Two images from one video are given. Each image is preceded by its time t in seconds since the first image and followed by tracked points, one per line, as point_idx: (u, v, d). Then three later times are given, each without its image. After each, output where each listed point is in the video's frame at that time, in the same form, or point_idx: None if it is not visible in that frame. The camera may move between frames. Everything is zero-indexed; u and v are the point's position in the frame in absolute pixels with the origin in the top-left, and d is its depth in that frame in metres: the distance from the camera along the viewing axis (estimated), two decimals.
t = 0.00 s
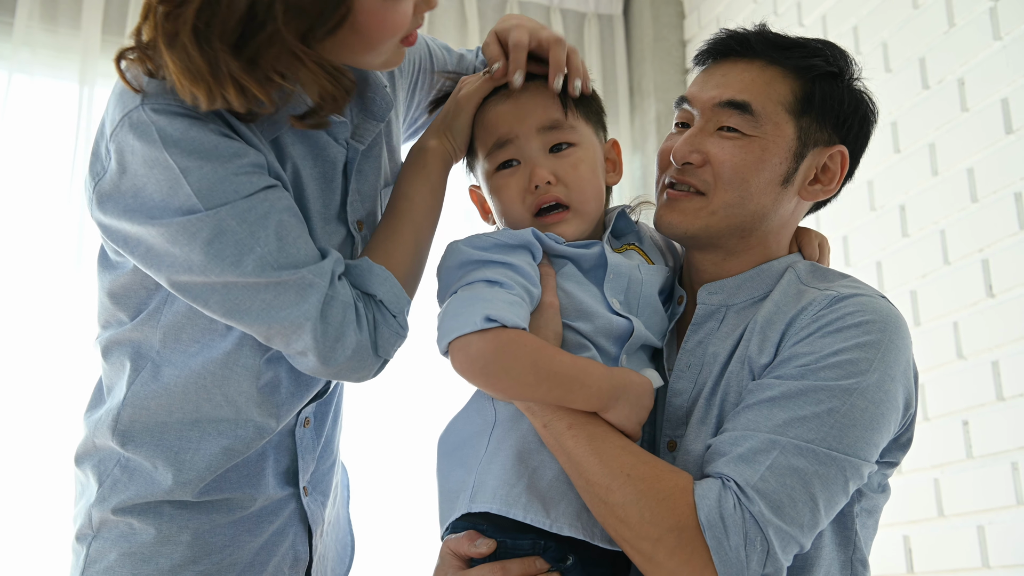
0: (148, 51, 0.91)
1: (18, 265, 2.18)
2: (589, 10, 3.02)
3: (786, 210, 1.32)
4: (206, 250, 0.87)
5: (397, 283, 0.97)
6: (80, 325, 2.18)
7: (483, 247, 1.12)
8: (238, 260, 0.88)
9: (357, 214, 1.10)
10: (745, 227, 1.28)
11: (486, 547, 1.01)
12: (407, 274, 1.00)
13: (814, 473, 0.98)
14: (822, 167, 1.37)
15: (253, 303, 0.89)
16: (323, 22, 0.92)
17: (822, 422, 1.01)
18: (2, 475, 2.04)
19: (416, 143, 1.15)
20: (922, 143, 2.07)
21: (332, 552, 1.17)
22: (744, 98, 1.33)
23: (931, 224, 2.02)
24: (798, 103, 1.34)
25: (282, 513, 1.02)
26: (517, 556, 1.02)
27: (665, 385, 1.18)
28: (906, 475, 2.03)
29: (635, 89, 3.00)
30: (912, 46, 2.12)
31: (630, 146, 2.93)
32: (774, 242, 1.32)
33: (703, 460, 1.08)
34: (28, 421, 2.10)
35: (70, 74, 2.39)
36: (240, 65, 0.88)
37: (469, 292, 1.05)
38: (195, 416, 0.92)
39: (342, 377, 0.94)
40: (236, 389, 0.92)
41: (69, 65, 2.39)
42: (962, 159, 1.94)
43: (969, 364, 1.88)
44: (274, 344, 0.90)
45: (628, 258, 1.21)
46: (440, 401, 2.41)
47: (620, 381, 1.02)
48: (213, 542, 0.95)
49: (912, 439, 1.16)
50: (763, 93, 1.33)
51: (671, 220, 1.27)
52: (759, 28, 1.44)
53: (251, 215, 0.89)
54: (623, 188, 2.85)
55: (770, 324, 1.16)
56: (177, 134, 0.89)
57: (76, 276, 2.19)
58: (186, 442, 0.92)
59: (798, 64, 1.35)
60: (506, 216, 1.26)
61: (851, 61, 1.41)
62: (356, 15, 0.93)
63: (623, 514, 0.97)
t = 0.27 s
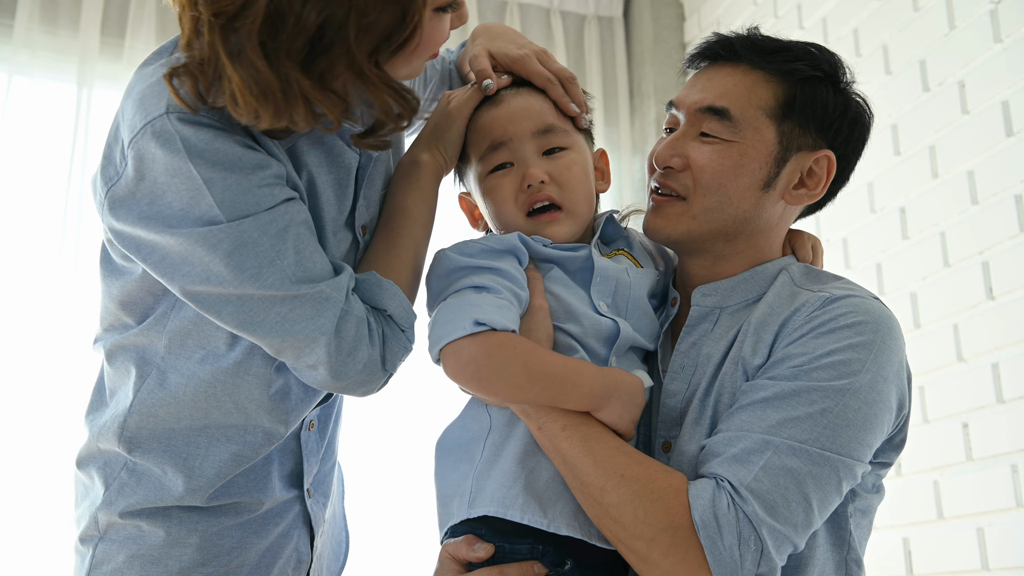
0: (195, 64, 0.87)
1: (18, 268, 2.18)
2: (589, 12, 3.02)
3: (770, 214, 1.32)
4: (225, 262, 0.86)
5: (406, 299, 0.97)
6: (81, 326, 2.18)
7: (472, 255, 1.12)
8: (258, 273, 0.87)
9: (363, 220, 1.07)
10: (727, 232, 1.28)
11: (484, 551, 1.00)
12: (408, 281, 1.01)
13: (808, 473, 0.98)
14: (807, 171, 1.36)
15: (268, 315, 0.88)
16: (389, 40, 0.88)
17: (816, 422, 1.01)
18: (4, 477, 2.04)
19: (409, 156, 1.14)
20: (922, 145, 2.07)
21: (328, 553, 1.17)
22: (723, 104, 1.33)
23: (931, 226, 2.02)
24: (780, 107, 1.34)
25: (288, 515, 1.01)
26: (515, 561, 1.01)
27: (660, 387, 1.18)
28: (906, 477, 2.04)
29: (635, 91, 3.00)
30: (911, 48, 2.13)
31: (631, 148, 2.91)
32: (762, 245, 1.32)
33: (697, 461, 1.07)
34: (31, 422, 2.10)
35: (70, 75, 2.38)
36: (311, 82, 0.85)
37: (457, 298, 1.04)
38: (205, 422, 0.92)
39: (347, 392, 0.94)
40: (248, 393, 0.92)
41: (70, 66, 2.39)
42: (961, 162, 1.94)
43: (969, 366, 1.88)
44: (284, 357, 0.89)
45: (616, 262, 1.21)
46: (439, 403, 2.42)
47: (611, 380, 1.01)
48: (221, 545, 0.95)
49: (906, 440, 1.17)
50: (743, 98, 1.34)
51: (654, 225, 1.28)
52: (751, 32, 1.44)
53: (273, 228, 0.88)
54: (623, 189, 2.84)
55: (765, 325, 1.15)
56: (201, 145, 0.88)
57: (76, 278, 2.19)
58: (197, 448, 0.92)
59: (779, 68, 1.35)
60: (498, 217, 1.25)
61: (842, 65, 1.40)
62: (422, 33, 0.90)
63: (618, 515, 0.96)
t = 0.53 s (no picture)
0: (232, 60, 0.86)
1: (18, 268, 2.19)
2: (589, 13, 3.02)
3: (762, 212, 1.32)
4: (240, 258, 0.84)
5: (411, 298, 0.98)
6: (80, 327, 2.18)
7: (464, 258, 1.11)
8: (272, 270, 0.86)
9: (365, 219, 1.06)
10: (720, 231, 1.28)
11: (487, 556, 0.99)
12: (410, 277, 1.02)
13: (806, 471, 0.98)
14: (797, 167, 1.36)
15: (280, 312, 0.86)
16: (430, 34, 0.89)
17: (813, 421, 1.01)
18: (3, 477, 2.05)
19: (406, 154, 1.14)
20: (923, 146, 2.07)
21: (317, 555, 1.17)
22: (710, 104, 1.34)
23: (931, 227, 2.01)
24: (767, 105, 1.35)
25: (281, 518, 1.02)
26: (518, 565, 1.00)
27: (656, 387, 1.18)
28: (906, 478, 2.04)
29: (635, 92, 3.00)
30: (912, 49, 2.13)
31: (631, 149, 2.91)
32: (755, 243, 1.32)
33: (695, 462, 1.07)
34: (29, 423, 2.10)
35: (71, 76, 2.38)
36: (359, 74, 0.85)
37: (450, 303, 1.03)
38: (203, 425, 0.92)
39: (350, 392, 0.94)
40: (242, 396, 0.92)
41: (71, 67, 2.39)
42: (962, 163, 1.94)
43: (969, 367, 1.88)
44: (291, 357, 0.88)
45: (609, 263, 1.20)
46: (439, 404, 2.42)
47: (607, 381, 1.01)
48: (217, 548, 0.95)
49: (903, 438, 1.17)
50: (730, 98, 1.34)
51: (645, 224, 1.28)
52: (736, 31, 1.45)
53: (287, 225, 0.87)
54: (623, 190, 2.84)
55: (760, 324, 1.15)
56: (220, 139, 0.86)
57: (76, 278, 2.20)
58: (193, 451, 0.92)
59: (764, 65, 1.36)
60: (499, 215, 1.24)
61: (828, 61, 1.41)
62: (459, 28, 0.92)
63: (616, 516, 0.96)
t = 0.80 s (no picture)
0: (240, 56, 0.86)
1: (18, 269, 2.18)
2: (589, 13, 3.03)
3: (761, 213, 1.32)
4: (241, 252, 0.84)
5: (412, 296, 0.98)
6: (80, 327, 2.18)
7: (464, 259, 1.11)
8: (274, 265, 0.85)
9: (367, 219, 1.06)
10: (718, 231, 1.28)
11: (486, 562, 0.99)
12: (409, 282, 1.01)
13: (806, 475, 0.98)
14: (797, 169, 1.36)
15: (281, 307, 0.86)
16: (438, 29, 0.90)
17: (813, 425, 1.01)
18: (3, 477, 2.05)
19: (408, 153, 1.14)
20: (923, 147, 2.07)
21: (317, 558, 1.17)
22: (712, 103, 1.34)
23: (932, 228, 2.02)
24: (768, 106, 1.35)
25: (279, 519, 1.02)
26: (516, 570, 1.00)
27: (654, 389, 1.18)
28: (906, 479, 2.04)
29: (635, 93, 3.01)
30: (912, 50, 2.13)
31: (631, 149, 2.91)
32: (753, 244, 1.32)
33: (694, 465, 1.07)
34: (28, 423, 2.10)
35: (70, 76, 2.38)
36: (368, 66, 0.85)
37: (450, 307, 1.03)
38: (201, 424, 0.91)
39: (350, 391, 0.93)
40: (242, 397, 0.92)
41: (70, 67, 2.39)
42: (962, 164, 1.94)
43: (969, 368, 1.88)
44: (290, 353, 0.88)
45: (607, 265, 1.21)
46: (438, 404, 2.42)
47: (606, 384, 1.02)
48: (215, 549, 0.95)
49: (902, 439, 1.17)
50: (732, 97, 1.34)
51: (644, 223, 1.28)
52: (739, 31, 1.45)
53: (289, 220, 0.87)
54: (623, 190, 2.84)
55: (759, 327, 1.15)
56: (224, 134, 0.85)
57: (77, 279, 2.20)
58: (190, 451, 0.91)
59: (767, 66, 1.36)
60: (499, 214, 1.24)
61: (831, 63, 1.41)
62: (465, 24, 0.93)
63: (617, 521, 0.96)
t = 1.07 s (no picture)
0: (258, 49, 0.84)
1: (19, 269, 2.18)
2: (590, 13, 3.02)
3: (761, 213, 1.32)
4: (250, 249, 0.83)
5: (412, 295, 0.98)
6: (82, 327, 2.18)
7: (458, 258, 1.10)
8: (283, 261, 0.84)
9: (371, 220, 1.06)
10: (717, 229, 1.28)
11: (491, 567, 0.98)
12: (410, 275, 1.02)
13: (806, 473, 0.98)
14: (798, 172, 1.36)
15: (288, 302, 0.85)
16: (454, 24, 0.88)
17: (812, 422, 1.01)
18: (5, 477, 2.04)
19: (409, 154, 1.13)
20: (923, 147, 2.07)
21: (327, 553, 1.17)
22: (718, 101, 1.34)
23: (932, 228, 2.02)
24: (773, 107, 1.35)
25: (284, 519, 1.02)
26: None
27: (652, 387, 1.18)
28: (907, 479, 2.04)
29: (635, 93, 3.01)
30: (912, 50, 2.13)
31: (631, 149, 2.91)
32: (753, 244, 1.31)
33: (694, 463, 1.07)
34: (29, 424, 2.10)
35: (72, 76, 2.38)
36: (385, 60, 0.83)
37: (443, 306, 1.02)
38: (205, 424, 0.91)
39: (351, 391, 0.92)
40: (247, 396, 0.92)
41: (72, 67, 2.39)
42: (963, 164, 1.94)
43: (970, 368, 1.88)
44: (294, 350, 0.87)
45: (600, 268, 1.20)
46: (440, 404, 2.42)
47: (603, 381, 1.02)
48: (218, 549, 0.95)
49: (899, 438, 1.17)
50: (738, 96, 1.34)
51: (645, 218, 1.28)
52: (747, 32, 1.45)
53: (299, 217, 0.86)
54: (623, 192, 2.84)
55: (758, 325, 1.15)
56: (234, 129, 0.84)
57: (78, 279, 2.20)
58: (194, 450, 0.91)
59: (774, 67, 1.36)
60: (495, 215, 1.24)
61: (836, 68, 1.41)
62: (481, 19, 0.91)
63: (616, 519, 0.96)
